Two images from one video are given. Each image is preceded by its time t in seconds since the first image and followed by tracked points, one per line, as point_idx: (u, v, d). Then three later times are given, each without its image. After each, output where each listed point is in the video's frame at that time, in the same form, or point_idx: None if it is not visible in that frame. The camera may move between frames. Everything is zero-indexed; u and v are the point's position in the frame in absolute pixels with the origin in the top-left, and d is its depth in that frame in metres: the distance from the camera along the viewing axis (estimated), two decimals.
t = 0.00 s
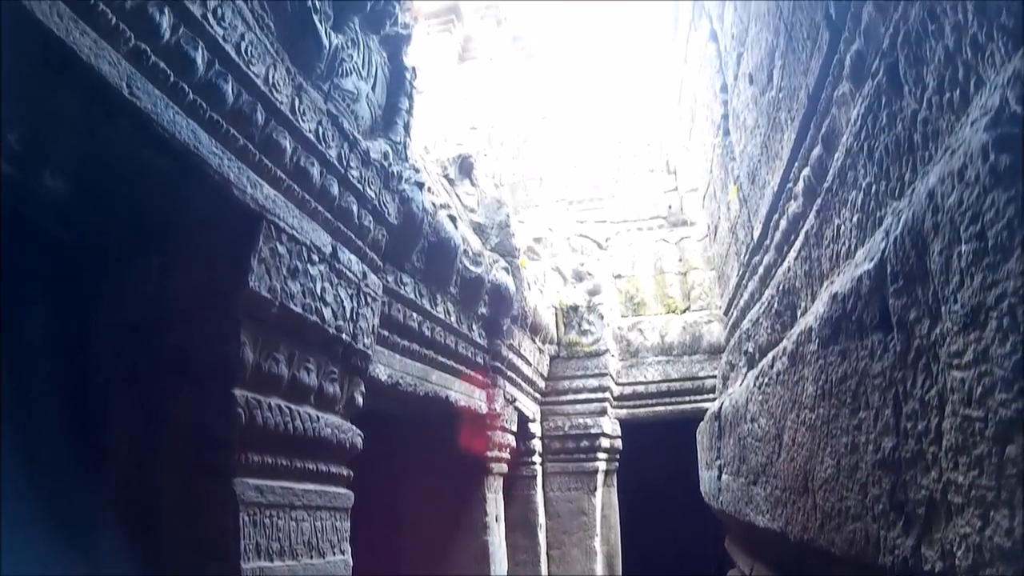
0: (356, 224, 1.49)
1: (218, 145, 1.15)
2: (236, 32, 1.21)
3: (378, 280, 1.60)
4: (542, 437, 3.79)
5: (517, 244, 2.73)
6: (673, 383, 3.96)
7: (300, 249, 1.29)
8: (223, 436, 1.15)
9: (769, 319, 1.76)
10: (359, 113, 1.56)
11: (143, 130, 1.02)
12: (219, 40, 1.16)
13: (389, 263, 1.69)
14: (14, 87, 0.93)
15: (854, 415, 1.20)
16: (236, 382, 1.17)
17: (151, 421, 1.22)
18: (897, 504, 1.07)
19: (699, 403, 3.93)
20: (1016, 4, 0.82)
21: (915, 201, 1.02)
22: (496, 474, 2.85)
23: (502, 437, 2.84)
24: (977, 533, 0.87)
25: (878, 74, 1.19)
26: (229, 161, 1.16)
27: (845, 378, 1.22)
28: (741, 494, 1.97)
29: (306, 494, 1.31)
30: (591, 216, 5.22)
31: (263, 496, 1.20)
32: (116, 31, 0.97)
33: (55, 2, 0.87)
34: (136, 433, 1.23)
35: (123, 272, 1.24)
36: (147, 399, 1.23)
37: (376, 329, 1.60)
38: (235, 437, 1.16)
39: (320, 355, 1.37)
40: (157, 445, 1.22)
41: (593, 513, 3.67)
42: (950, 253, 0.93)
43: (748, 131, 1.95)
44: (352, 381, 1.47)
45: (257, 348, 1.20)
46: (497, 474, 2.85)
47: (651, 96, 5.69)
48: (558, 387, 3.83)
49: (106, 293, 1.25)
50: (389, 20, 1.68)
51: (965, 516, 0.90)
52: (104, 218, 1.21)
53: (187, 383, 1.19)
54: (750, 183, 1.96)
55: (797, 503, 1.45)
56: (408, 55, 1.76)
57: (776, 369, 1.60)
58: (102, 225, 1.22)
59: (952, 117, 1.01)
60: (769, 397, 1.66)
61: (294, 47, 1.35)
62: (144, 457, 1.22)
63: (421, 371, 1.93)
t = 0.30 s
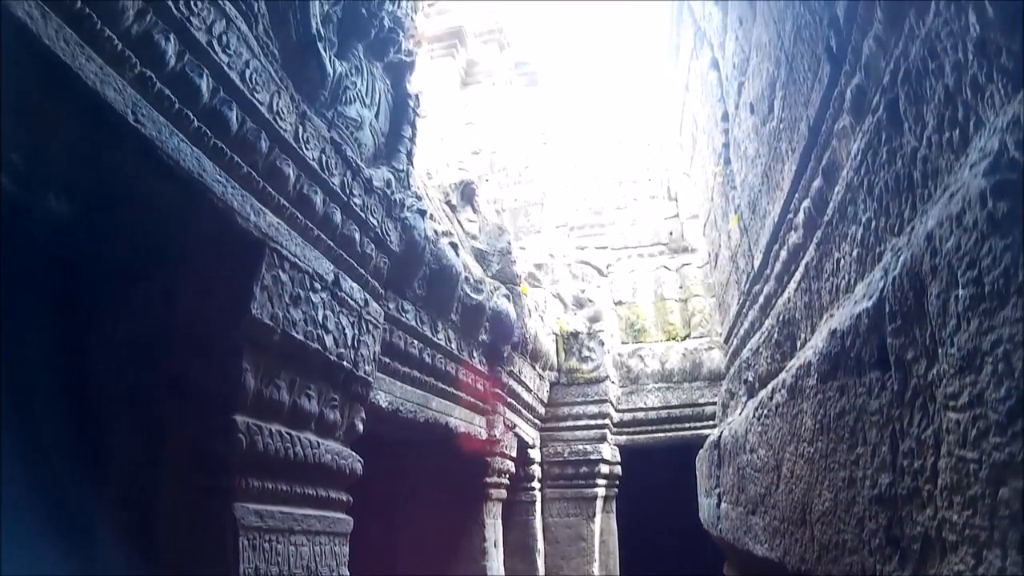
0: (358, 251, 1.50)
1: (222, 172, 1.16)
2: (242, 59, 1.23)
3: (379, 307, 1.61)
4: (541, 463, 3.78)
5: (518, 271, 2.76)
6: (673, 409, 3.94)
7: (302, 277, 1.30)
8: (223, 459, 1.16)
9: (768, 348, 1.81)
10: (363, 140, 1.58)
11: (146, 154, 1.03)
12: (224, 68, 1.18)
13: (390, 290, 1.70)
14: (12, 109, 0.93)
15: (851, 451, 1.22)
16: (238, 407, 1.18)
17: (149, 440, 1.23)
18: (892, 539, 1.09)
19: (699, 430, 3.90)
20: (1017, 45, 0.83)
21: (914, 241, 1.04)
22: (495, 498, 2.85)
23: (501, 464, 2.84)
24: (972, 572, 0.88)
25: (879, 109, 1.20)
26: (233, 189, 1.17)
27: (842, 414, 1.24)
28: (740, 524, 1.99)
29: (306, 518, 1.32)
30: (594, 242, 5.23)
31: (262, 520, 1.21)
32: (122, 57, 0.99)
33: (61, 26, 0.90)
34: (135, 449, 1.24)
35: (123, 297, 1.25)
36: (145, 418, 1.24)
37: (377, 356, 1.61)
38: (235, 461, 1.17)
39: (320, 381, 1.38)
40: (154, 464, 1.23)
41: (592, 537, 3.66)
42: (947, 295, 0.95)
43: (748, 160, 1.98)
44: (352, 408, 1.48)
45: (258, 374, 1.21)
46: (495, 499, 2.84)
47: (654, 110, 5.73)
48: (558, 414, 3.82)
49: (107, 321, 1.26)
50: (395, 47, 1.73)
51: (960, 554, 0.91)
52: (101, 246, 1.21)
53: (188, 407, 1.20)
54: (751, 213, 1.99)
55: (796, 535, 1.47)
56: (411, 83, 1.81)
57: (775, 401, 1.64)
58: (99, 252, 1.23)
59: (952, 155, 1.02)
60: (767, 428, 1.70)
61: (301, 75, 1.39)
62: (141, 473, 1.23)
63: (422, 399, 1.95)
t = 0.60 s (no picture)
0: (358, 275, 1.51)
1: (226, 197, 1.16)
2: (245, 81, 1.23)
3: (379, 331, 1.61)
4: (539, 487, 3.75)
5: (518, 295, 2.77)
6: (672, 434, 3.90)
7: (303, 301, 1.31)
8: (222, 481, 1.16)
9: (768, 375, 1.83)
10: (365, 163, 1.58)
11: (150, 178, 1.03)
12: (228, 91, 1.18)
13: (389, 315, 1.70)
14: (13, 119, 0.94)
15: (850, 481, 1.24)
16: (238, 431, 1.18)
17: (147, 449, 1.23)
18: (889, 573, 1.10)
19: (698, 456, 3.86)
20: (1018, 84, 0.84)
21: (914, 277, 1.05)
22: (492, 522, 2.76)
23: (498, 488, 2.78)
24: None
25: (880, 140, 1.21)
26: (236, 213, 1.18)
27: (841, 446, 1.26)
28: (738, 549, 2.01)
29: (304, 541, 1.31)
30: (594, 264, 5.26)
31: (260, 543, 1.20)
32: (128, 78, 0.99)
33: (66, 47, 0.90)
34: (131, 456, 1.24)
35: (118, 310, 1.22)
36: (144, 427, 1.23)
37: (377, 381, 1.61)
38: (234, 484, 1.16)
39: (320, 406, 1.38)
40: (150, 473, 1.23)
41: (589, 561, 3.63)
42: (946, 334, 0.96)
43: (748, 186, 1.99)
44: (351, 432, 1.48)
45: (258, 399, 1.21)
46: (493, 522, 2.77)
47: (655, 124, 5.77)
48: (557, 437, 3.80)
49: (107, 323, 1.23)
50: (398, 70, 1.74)
51: None
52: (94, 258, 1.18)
53: (188, 423, 1.20)
54: (750, 239, 2.02)
55: (795, 565, 1.48)
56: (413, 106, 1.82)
57: (775, 430, 1.65)
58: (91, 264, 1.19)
59: (952, 190, 1.02)
60: (765, 457, 1.72)
61: (304, 98, 1.39)
62: (137, 480, 1.24)
63: (420, 423, 1.92)
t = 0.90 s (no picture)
0: (362, 302, 1.52)
1: (231, 223, 1.17)
2: (252, 107, 1.24)
3: (382, 357, 1.62)
4: (540, 511, 3.71)
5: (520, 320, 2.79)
6: (673, 459, 3.81)
7: (307, 328, 1.32)
8: (225, 505, 1.14)
9: (770, 404, 1.87)
10: (369, 190, 1.61)
11: (154, 203, 1.03)
12: (234, 117, 1.19)
13: (393, 340, 1.71)
14: (13, 140, 0.93)
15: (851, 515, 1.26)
16: (241, 458, 1.17)
17: (150, 453, 1.24)
18: None
19: (702, 482, 3.75)
20: (1023, 123, 0.84)
21: (918, 314, 1.06)
22: (492, 547, 2.72)
23: (500, 514, 2.75)
24: None
25: (884, 173, 1.21)
26: (241, 240, 1.18)
27: (843, 480, 1.28)
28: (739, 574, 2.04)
29: (305, 569, 1.30)
30: (594, 291, 5.21)
31: (261, 570, 1.18)
32: (134, 104, 0.99)
33: (72, 70, 0.90)
34: (134, 460, 1.24)
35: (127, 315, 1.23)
36: (147, 431, 1.24)
37: (379, 406, 1.62)
38: (237, 509, 1.15)
39: (323, 432, 1.39)
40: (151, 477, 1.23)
41: None
42: (948, 373, 0.97)
43: (752, 214, 2.01)
44: (354, 458, 1.49)
45: (261, 425, 1.21)
46: (493, 547, 2.73)
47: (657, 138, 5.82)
48: (558, 462, 3.77)
49: (111, 306, 1.23)
50: (402, 96, 1.77)
51: None
52: (97, 262, 1.17)
53: (192, 431, 1.21)
54: (753, 266, 2.05)
55: None
56: (417, 132, 1.86)
57: (776, 460, 1.67)
58: (96, 267, 1.18)
59: (955, 227, 1.03)
60: (768, 486, 1.74)
61: (310, 125, 1.41)
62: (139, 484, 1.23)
63: (423, 449, 1.93)
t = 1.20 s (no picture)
0: (364, 322, 1.53)
1: (235, 245, 1.18)
2: (256, 128, 1.25)
3: (385, 378, 1.63)
4: (541, 530, 3.62)
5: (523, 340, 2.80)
6: (676, 478, 3.80)
7: (311, 349, 1.33)
8: (227, 526, 1.15)
9: (773, 423, 1.90)
10: (372, 212, 1.63)
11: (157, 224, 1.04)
12: (239, 138, 1.20)
13: (396, 360, 1.72)
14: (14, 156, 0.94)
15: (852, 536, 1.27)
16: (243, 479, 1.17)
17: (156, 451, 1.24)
18: None
19: (704, 500, 3.73)
20: None
21: (919, 341, 1.06)
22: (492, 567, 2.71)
23: (501, 532, 2.75)
24: None
25: (887, 196, 1.22)
26: (244, 261, 1.19)
27: (844, 501, 1.28)
28: None
29: None
30: (597, 310, 5.00)
31: None
32: (139, 125, 1.00)
33: (78, 91, 0.91)
34: (139, 453, 1.24)
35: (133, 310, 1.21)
36: (153, 427, 1.24)
37: (382, 426, 1.63)
38: (239, 531, 1.15)
39: (325, 453, 1.40)
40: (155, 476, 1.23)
41: None
42: (949, 401, 0.97)
43: (753, 234, 2.07)
44: (356, 479, 1.49)
45: (264, 445, 1.22)
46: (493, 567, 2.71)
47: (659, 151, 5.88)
48: (559, 481, 3.72)
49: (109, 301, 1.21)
50: (406, 117, 1.82)
51: None
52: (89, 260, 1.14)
53: (200, 437, 1.21)
54: (756, 287, 2.07)
55: None
56: (422, 152, 1.89)
57: (779, 480, 1.68)
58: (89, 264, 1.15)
59: (957, 253, 1.03)
60: (770, 507, 1.75)
61: (314, 147, 1.42)
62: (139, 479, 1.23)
63: (423, 468, 1.92)
